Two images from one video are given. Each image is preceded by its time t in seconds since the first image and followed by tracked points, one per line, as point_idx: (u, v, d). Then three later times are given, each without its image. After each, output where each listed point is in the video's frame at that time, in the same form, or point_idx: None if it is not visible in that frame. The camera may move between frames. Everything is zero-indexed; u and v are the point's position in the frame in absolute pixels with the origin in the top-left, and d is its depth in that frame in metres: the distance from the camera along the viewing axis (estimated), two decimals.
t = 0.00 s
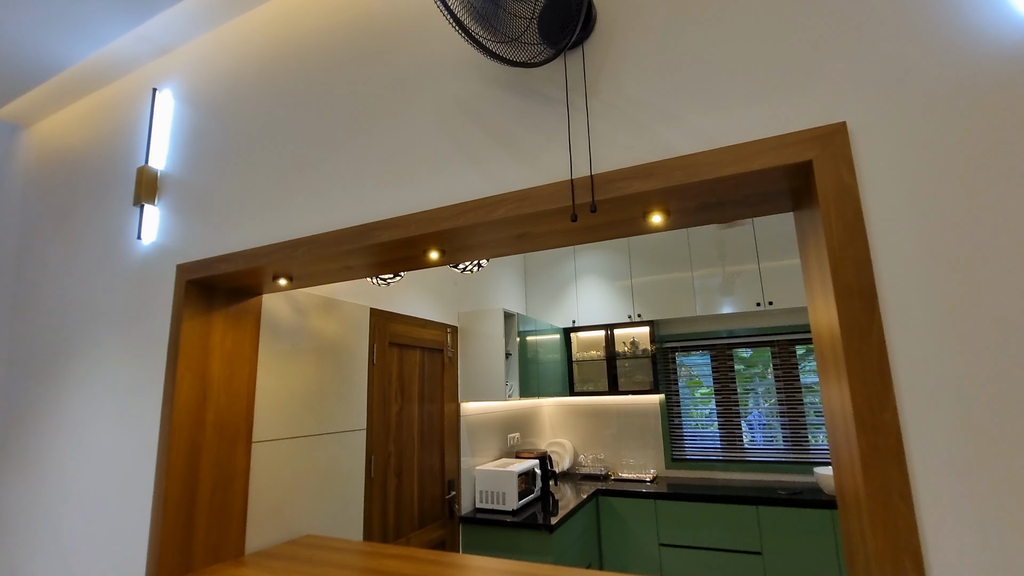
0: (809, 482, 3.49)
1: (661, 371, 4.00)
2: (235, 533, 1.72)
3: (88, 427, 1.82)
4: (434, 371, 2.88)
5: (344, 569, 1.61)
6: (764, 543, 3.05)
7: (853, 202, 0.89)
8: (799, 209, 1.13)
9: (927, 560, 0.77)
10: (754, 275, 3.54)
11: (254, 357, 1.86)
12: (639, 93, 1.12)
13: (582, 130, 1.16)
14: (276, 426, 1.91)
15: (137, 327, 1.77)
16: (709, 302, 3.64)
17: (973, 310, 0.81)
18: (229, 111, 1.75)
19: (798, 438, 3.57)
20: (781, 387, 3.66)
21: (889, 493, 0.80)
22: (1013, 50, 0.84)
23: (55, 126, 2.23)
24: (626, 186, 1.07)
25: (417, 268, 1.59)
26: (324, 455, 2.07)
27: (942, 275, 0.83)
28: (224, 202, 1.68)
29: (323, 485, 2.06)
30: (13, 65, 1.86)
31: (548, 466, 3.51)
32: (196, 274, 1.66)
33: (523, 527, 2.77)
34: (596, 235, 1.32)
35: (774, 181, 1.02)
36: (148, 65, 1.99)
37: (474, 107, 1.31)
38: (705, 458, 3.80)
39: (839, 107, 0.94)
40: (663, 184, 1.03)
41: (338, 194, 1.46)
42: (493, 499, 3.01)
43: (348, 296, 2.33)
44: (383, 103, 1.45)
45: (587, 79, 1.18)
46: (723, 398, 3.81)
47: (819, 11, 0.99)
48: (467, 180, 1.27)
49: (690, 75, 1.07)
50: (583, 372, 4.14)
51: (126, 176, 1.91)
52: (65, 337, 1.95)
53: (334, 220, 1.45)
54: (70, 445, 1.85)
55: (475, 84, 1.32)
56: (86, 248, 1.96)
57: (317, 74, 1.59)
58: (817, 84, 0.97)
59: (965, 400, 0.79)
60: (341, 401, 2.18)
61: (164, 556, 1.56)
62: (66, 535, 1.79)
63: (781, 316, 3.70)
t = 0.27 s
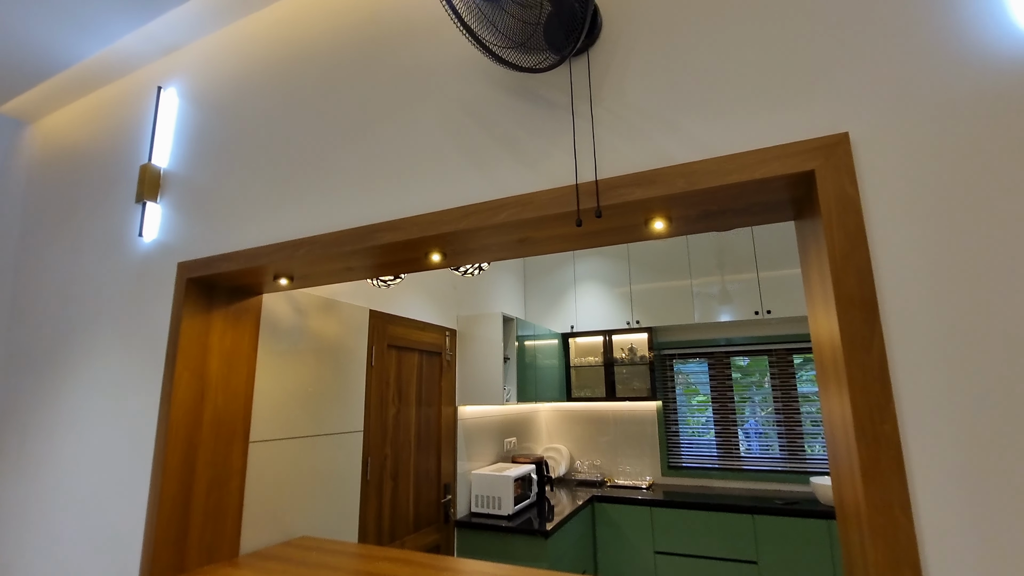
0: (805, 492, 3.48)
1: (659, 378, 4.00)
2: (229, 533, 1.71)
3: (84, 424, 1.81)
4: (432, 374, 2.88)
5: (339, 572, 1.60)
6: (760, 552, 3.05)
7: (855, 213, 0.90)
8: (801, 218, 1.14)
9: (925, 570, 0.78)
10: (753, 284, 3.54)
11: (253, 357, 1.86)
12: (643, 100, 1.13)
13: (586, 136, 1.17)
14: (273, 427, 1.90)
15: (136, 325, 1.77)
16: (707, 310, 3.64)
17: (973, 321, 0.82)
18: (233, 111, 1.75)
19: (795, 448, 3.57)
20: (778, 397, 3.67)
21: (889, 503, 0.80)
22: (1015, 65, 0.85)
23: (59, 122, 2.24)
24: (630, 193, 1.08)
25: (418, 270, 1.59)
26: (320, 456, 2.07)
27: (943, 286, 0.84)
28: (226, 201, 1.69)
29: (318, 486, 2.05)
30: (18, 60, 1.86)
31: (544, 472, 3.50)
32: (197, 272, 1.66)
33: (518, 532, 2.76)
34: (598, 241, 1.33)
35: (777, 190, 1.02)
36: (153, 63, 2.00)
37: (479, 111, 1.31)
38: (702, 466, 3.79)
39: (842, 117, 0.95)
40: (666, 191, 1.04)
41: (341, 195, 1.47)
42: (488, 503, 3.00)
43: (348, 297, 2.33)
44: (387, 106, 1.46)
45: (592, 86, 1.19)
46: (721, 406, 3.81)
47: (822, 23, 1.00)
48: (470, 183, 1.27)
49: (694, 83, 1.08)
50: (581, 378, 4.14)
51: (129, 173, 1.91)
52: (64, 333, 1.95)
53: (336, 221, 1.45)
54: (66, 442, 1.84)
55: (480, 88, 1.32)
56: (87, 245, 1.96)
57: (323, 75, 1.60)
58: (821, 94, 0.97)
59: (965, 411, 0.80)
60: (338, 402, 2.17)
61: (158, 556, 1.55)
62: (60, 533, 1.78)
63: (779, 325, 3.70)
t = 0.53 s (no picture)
0: (799, 495, 3.51)
1: (656, 380, 4.02)
2: (228, 526, 1.72)
3: (85, 415, 1.81)
4: (431, 372, 2.89)
5: (337, 565, 1.61)
6: (753, 555, 3.06)
7: (856, 218, 0.91)
8: (802, 224, 1.15)
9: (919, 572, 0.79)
10: (751, 288, 3.56)
11: (254, 351, 1.87)
12: (649, 104, 1.14)
13: (592, 138, 1.18)
14: (273, 421, 1.91)
15: (139, 316, 1.78)
16: (705, 313, 3.66)
17: (969, 327, 0.83)
18: (239, 105, 1.76)
19: (789, 452, 3.59)
20: (774, 401, 3.69)
21: (885, 505, 0.81)
22: (1016, 77, 0.87)
23: (64, 113, 2.24)
24: (634, 195, 1.09)
25: (421, 267, 1.60)
26: (319, 451, 2.08)
27: (941, 292, 0.86)
28: (231, 195, 1.69)
29: (317, 481, 2.06)
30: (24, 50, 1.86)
31: (540, 471, 3.51)
32: (201, 265, 1.67)
33: (514, 531, 2.77)
34: (601, 241, 1.34)
35: (780, 195, 1.04)
36: (159, 56, 2.00)
37: (485, 111, 1.32)
38: (696, 469, 3.81)
39: (845, 125, 0.97)
40: (671, 194, 1.05)
41: (347, 192, 1.47)
42: (484, 502, 3.01)
43: (349, 293, 2.34)
44: (394, 104, 1.47)
45: (599, 88, 1.20)
46: (717, 409, 3.83)
47: (827, 31, 1.01)
48: (477, 182, 1.28)
49: (700, 88, 1.10)
50: (578, 379, 4.16)
51: (135, 165, 1.92)
52: (65, 323, 1.95)
53: (342, 216, 1.46)
54: (66, 433, 1.85)
55: (487, 88, 1.34)
56: (91, 236, 1.96)
57: (330, 72, 1.61)
58: (825, 102, 0.99)
59: (960, 415, 0.81)
60: (338, 397, 2.18)
61: (157, 547, 1.55)
62: (58, 523, 1.78)
63: (776, 330, 3.73)
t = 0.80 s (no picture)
0: (790, 488, 3.56)
1: (651, 374, 4.06)
2: (229, 509, 1.75)
3: (87, 398, 1.83)
4: (429, 362, 2.91)
5: (338, 548, 1.65)
6: (744, 546, 3.12)
7: (854, 212, 0.94)
8: (800, 217, 1.18)
9: (906, 552, 0.83)
10: (747, 284, 3.60)
11: (256, 337, 1.89)
12: (653, 97, 1.16)
13: (596, 129, 1.20)
14: (274, 407, 1.94)
15: (142, 301, 1.79)
16: (701, 308, 3.70)
17: (960, 319, 0.86)
18: (243, 92, 1.76)
19: (781, 445, 3.65)
20: (767, 395, 3.74)
21: (875, 488, 0.84)
22: (1012, 76, 0.89)
23: (65, 97, 2.23)
24: (637, 186, 1.11)
25: (424, 256, 1.62)
26: (319, 437, 2.10)
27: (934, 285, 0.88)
28: (235, 182, 1.70)
29: (317, 467, 2.08)
30: (26, 32, 1.85)
31: (536, 462, 3.55)
32: (205, 251, 1.68)
33: (509, 519, 2.80)
34: (603, 232, 1.36)
35: (780, 188, 1.06)
36: (163, 42, 2.00)
37: (491, 101, 1.34)
38: (690, 461, 3.86)
39: (845, 120, 0.99)
40: (673, 186, 1.08)
41: (351, 180, 1.49)
42: (481, 491, 3.05)
43: (350, 282, 2.35)
44: (399, 93, 1.48)
45: (604, 81, 1.22)
46: (711, 403, 3.87)
47: (830, 28, 1.03)
48: (481, 171, 1.30)
49: (704, 82, 1.11)
50: (574, 371, 4.19)
51: (138, 150, 1.92)
52: (67, 308, 1.96)
53: (346, 204, 1.48)
54: (68, 416, 1.86)
55: (493, 79, 1.35)
56: (92, 221, 1.97)
57: (335, 60, 1.61)
58: (827, 97, 1.01)
59: (949, 403, 0.84)
60: (338, 385, 2.21)
61: (161, 529, 1.57)
62: (61, 504, 1.80)
63: (771, 325, 3.77)
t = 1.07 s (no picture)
0: (782, 471, 3.65)
1: (648, 359, 4.12)
2: (237, 486, 1.80)
3: (94, 377, 1.85)
4: (430, 346, 2.95)
5: (344, 523, 1.70)
6: (736, 526, 3.20)
7: (852, 199, 0.96)
8: (800, 204, 1.20)
9: (892, 523, 0.87)
10: (744, 271, 3.63)
11: (261, 319, 1.92)
12: (658, 83, 1.17)
13: (601, 115, 1.21)
14: (279, 387, 1.98)
15: (147, 282, 1.80)
16: (699, 294, 3.73)
17: (951, 303, 0.89)
18: (247, 74, 1.76)
19: (774, 429, 3.72)
20: (762, 380, 3.80)
21: (864, 463, 0.89)
22: (1009, 67, 0.91)
23: (65, 78, 2.22)
24: (642, 172, 1.13)
25: (428, 239, 1.64)
26: (323, 417, 2.14)
27: (927, 271, 0.91)
28: (239, 164, 1.71)
29: (320, 447, 2.13)
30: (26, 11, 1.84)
31: (534, 444, 3.62)
32: (210, 233, 1.69)
33: (507, 499, 2.87)
34: (606, 217, 1.39)
35: (781, 175, 1.08)
36: (164, 22, 1.98)
37: (497, 86, 1.35)
38: (685, 445, 3.94)
39: (846, 109, 1.01)
40: (677, 172, 1.10)
41: (357, 163, 1.50)
42: (479, 472, 3.11)
43: (352, 265, 2.37)
44: (405, 77, 1.48)
45: (609, 67, 1.23)
46: (706, 388, 3.94)
47: (834, 16, 1.05)
48: (487, 156, 1.32)
49: (709, 69, 1.13)
50: (572, 356, 4.24)
51: (141, 132, 1.92)
52: (72, 289, 1.97)
53: (352, 188, 1.49)
54: (75, 395, 1.88)
55: (499, 63, 1.36)
56: (96, 201, 1.97)
57: (340, 42, 1.61)
58: (829, 86, 1.03)
59: (938, 383, 0.88)
60: (341, 367, 2.24)
61: (172, 504, 1.61)
62: (70, 481, 1.83)
63: (766, 312, 3.82)
